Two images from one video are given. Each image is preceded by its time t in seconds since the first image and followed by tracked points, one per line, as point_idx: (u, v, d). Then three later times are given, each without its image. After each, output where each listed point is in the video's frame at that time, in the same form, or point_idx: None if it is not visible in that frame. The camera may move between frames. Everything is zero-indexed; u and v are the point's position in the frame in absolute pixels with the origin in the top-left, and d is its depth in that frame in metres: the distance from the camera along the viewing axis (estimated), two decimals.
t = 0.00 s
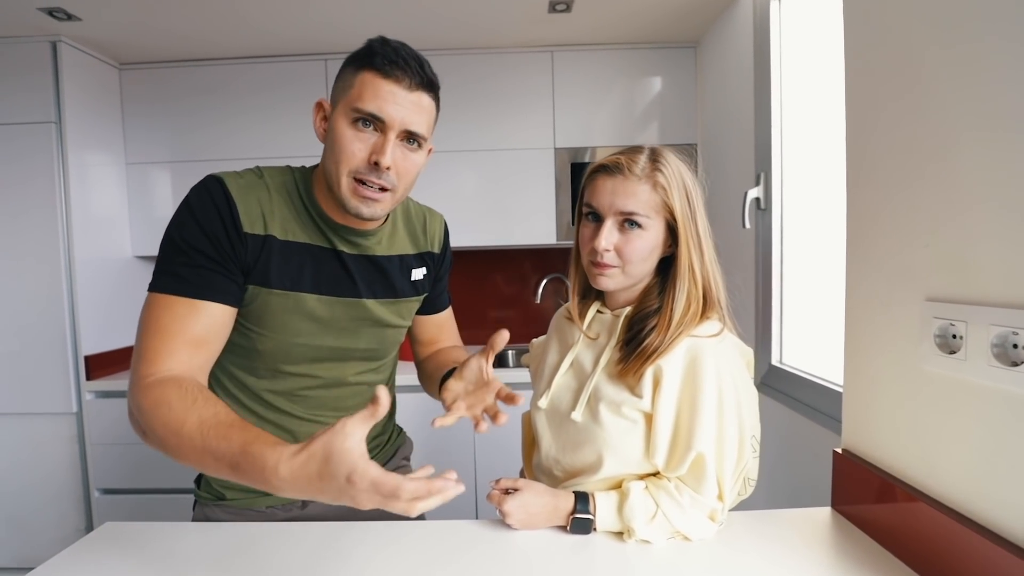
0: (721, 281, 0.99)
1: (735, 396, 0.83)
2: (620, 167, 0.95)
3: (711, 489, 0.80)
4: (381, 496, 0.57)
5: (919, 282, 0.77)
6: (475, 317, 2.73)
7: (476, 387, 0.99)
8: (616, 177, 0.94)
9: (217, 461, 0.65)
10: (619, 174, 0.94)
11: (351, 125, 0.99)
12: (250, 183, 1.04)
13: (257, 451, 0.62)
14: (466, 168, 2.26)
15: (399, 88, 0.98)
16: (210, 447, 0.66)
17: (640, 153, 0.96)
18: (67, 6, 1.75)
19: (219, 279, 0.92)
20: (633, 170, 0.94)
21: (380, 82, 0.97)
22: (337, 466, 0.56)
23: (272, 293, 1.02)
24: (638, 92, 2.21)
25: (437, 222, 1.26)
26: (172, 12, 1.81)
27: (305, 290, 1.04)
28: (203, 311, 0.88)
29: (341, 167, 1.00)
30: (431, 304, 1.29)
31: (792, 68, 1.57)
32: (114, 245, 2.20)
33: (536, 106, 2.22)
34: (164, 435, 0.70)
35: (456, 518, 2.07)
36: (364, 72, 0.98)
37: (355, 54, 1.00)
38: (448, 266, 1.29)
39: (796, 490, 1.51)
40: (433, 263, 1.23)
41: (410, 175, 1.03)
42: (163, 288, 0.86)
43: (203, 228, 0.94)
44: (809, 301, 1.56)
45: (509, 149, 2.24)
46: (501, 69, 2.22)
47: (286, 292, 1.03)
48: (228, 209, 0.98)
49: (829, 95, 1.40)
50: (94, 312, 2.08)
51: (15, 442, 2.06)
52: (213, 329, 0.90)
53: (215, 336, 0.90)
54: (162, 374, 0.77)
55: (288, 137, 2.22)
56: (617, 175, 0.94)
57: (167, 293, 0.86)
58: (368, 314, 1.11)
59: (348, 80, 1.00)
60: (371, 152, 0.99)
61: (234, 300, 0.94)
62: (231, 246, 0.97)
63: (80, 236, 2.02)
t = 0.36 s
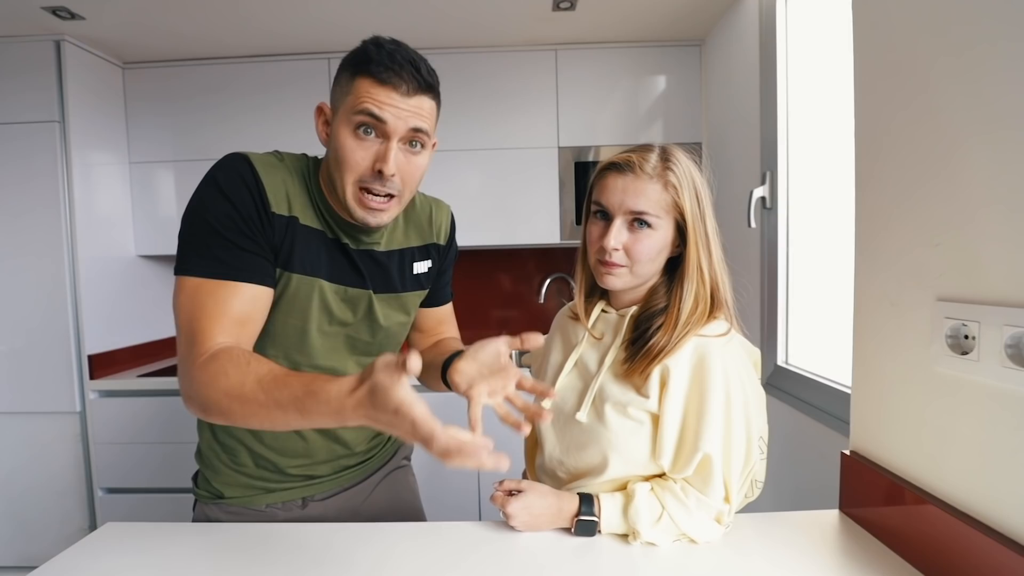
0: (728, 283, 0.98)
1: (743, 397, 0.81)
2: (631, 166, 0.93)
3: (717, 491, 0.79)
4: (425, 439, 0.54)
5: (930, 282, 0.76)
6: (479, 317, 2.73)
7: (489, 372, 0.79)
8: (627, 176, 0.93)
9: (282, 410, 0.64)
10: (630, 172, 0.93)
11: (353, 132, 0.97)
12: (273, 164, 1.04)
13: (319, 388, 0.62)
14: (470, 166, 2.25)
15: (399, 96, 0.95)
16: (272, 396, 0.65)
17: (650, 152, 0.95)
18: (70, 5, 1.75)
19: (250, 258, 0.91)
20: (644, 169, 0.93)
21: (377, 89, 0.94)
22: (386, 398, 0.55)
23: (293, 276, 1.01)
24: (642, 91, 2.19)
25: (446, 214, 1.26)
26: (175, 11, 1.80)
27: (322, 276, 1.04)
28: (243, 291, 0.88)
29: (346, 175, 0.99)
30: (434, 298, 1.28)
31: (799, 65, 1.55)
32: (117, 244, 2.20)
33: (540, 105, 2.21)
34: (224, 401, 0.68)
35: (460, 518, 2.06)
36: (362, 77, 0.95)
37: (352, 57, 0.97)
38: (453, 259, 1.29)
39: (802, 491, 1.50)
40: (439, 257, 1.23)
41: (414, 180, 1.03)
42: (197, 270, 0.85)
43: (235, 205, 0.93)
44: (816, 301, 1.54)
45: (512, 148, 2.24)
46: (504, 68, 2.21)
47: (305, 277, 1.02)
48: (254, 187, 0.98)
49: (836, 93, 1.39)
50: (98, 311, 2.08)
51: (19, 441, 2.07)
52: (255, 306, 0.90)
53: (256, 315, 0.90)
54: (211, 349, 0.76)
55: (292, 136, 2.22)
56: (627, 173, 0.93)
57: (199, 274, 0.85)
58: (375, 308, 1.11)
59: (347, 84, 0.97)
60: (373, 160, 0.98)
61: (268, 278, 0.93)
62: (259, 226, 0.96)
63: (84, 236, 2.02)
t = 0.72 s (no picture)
0: (737, 282, 0.97)
1: (753, 398, 0.80)
2: (641, 163, 0.92)
3: (726, 493, 0.78)
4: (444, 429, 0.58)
5: (942, 281, 0.75)
6: (482, 316, 2.72)
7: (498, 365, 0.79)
8: (637, 172, 0.92)
9: (299, 406, 0.65)
10: (640, 169, 0.92)
11: (364, 127, 0.96)
12: (282, 162, 1.04)
13: (339, 383, 0.64)
14: (472, 165, 2.24)
15: (411, 91, 0.95)
16: (290, 393, 0.66)
17: (661, 149, 0.95)
18: (72, 1, 1.74)
19: (259, 258, 0.90)
20: (654, 165, 0.92)
21: (389, 85, 0.94)
22: (405, 388, 0.59)
23: (300, 276, 1.00)
24: (647, 90, 2.18)
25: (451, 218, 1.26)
26: (177, 8, 1.80)
27: (329, 275, 1.03)
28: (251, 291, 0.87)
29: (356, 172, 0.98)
30: (437, 301, 1.27)
31: (806, 63, 1.54)
32: (119, 243, 2.19)
33: (544, 103, 2.20)
34: (236, 398, 0.69)
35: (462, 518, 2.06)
36: (373, 73, 0.95)
37: (363, 56, 0.98)
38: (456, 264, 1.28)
39: (807, 493, 1.49)
40: (443, 260, 1.22)
41: (423, 177, 1.01)
42: (204, 270, 0.85)
43: (243, 204, 0.92)
44: (823, 301, 1.54)
45: (516, 147, 2.23)
46: (508, 66, 2.20)
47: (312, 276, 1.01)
48: (262, 187, 0.97)
49: (844, 91, 1.38)
50: (100, 310, 2.07)
51: (20, 440, 2.06)
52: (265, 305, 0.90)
53: (266, 313, 0.90)
54: (222, 350, 0.77)
55: (294, 134, 2.21)
56: (638, 170, 0.92)
57: (206, 275, 0.84)
58: (381, 309, 1.10)
59: (358, 81, 0.97)
60: (384, 155, 0.97)
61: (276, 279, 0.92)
62: (267, 225, 0.95)
63: (85, 234, 2.01)
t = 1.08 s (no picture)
0: (744, 280, 0.96)
1: (762, 398, 0.80)
2: (649, 159, 0.92)
3: (735, 494, 0.77)
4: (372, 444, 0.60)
5: (951, 279, 0.74)
6: (482, 315, 2.71)
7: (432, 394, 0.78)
8: (644, 169, 0.91)
9: (230, 405, 0.65)
10: (648, 165, 0.92)
11: (323, 112, 0.95)
12: (259, 164, 1.03)
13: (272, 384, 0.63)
14: (473, 163, 2.23)
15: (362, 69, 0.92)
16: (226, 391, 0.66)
17: (669, 145, 0.94)
18: None
19: (228, 263, 0.90)
20: (662, 162, 0.91)
21: (342, 65, 0.92)
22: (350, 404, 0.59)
23: (278, 275, 0.99)
24: (648, 87, 2.18)
25: (446, 212, 1.22)
26: (175, 4, 1.78)
27: (311, 274, 1.02)
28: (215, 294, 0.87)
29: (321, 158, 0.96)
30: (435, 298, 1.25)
31: (809, 60, 1.54)
32: (117, 242, 2.17)
33: (545, 100, 2.19)
34: (177, 390, 0.69)
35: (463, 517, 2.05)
36: (329, 57, 0.94)
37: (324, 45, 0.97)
38: (456, 259, 1.25)
39: (810, 491, 1.49)
40: (438, 256, 1.19)
41: (389, 158, 0.97)
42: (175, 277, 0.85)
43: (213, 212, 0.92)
44: (825, 299, 1.53)
45: (517, 145, 2.22)
46: (509, 63, 2.19)
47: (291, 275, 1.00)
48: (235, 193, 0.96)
49: (849, 88, 1.38)
50: (97, 309, 2.06)
51: (17, 441, 2.04)
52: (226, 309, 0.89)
53: (226, 318, 0.89)
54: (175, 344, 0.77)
55: (293, 132, 2.19)
56: (645, 166, 0.92)
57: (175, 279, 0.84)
58: (369, 302, 1.07)
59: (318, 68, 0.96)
60: (344, 137, 0.94)
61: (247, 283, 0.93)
62: (239, 230, 0.94)
63: (82, 232, 1.99)
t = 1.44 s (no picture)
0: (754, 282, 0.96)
1: (773, 400, 0.79)
2: (658, 160, 0.92)
3: (746, 496, 0.77)
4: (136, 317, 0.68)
5: (961, 280, 0.74)
6: (483, 316, 2.70)
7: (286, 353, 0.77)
8: (653, 170, 0.91)
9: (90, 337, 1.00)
10: (656, 166, 0.91)
11: (306, 94, 0.96)
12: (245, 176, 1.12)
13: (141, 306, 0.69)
14: (474, 163, 2.23)
15: (343, 51, 0.95)
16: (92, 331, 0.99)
17: (677, 146, 0.94)
18: None
19: (193, 261, 1.10)
20: (671, 163, 0.91)
21: (323, 47, 0.94)
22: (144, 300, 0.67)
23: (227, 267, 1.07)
24: (649, 87, 2.18)
25: (439, 201, 1.06)
26: (176, 5, 1.77)
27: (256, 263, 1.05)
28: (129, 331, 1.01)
29: (302, 139, 0.96)
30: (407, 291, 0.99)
31: (812, 60, 1.54)
32: (117, 243, 2.16)
33: (547, 100, 2.19)
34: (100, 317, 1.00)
35: (465, 518, 2.04)
36: (310, 41, 0.96)
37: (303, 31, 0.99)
38: (456, 248, 1.03)
39: (814, 491, 1.49)
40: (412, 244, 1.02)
41: (373, 139, 0.98)
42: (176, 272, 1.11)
43: (191, 219, 1.10)
44: (829, 299, 1.53)
45: (518, 145, 2.21)
46: (510, 63, 2.18)
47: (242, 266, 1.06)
48: (204, 201, 1.10)
49: (853, 89, 1.38)
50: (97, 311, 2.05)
51: (16, 444, 2.02)
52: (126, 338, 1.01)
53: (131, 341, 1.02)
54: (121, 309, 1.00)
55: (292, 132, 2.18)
56: (654, 167, 0.91)
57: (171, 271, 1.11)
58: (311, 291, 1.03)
59: (299, 54, 0.98)
60: (327, 117, 0.95)
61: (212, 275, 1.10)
62: (200, 232, 1.09)
63: (83, 233, 1.98)
